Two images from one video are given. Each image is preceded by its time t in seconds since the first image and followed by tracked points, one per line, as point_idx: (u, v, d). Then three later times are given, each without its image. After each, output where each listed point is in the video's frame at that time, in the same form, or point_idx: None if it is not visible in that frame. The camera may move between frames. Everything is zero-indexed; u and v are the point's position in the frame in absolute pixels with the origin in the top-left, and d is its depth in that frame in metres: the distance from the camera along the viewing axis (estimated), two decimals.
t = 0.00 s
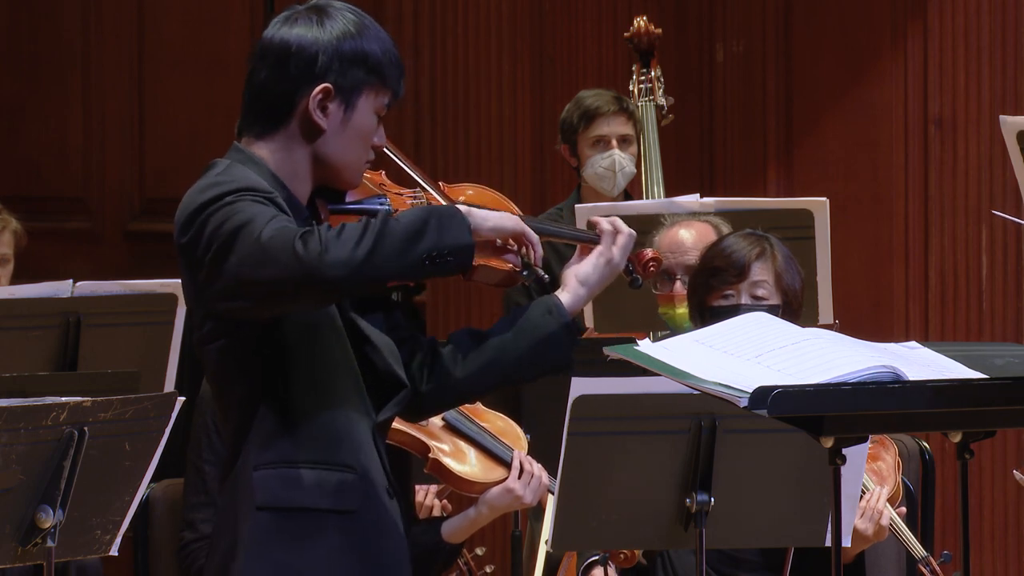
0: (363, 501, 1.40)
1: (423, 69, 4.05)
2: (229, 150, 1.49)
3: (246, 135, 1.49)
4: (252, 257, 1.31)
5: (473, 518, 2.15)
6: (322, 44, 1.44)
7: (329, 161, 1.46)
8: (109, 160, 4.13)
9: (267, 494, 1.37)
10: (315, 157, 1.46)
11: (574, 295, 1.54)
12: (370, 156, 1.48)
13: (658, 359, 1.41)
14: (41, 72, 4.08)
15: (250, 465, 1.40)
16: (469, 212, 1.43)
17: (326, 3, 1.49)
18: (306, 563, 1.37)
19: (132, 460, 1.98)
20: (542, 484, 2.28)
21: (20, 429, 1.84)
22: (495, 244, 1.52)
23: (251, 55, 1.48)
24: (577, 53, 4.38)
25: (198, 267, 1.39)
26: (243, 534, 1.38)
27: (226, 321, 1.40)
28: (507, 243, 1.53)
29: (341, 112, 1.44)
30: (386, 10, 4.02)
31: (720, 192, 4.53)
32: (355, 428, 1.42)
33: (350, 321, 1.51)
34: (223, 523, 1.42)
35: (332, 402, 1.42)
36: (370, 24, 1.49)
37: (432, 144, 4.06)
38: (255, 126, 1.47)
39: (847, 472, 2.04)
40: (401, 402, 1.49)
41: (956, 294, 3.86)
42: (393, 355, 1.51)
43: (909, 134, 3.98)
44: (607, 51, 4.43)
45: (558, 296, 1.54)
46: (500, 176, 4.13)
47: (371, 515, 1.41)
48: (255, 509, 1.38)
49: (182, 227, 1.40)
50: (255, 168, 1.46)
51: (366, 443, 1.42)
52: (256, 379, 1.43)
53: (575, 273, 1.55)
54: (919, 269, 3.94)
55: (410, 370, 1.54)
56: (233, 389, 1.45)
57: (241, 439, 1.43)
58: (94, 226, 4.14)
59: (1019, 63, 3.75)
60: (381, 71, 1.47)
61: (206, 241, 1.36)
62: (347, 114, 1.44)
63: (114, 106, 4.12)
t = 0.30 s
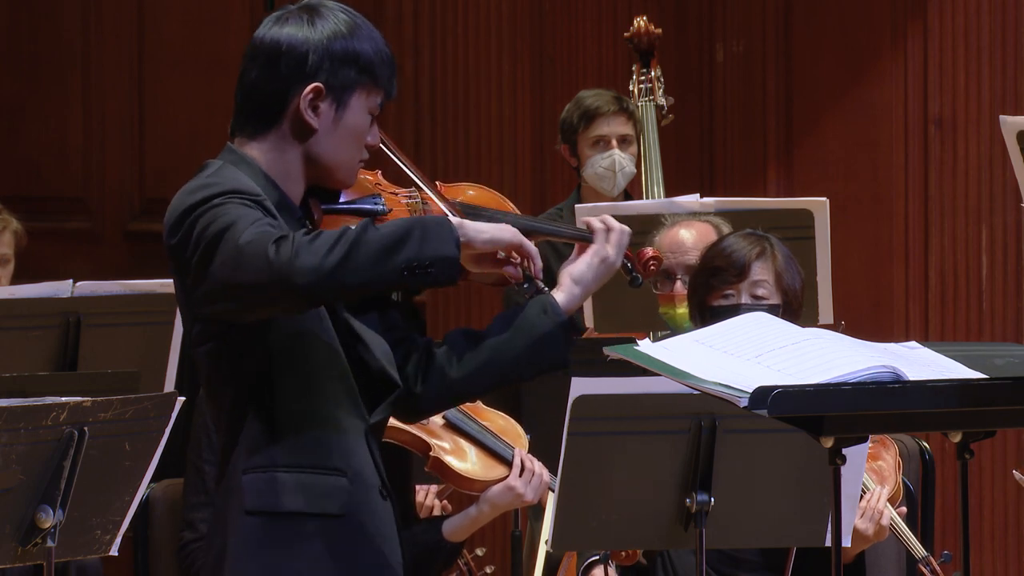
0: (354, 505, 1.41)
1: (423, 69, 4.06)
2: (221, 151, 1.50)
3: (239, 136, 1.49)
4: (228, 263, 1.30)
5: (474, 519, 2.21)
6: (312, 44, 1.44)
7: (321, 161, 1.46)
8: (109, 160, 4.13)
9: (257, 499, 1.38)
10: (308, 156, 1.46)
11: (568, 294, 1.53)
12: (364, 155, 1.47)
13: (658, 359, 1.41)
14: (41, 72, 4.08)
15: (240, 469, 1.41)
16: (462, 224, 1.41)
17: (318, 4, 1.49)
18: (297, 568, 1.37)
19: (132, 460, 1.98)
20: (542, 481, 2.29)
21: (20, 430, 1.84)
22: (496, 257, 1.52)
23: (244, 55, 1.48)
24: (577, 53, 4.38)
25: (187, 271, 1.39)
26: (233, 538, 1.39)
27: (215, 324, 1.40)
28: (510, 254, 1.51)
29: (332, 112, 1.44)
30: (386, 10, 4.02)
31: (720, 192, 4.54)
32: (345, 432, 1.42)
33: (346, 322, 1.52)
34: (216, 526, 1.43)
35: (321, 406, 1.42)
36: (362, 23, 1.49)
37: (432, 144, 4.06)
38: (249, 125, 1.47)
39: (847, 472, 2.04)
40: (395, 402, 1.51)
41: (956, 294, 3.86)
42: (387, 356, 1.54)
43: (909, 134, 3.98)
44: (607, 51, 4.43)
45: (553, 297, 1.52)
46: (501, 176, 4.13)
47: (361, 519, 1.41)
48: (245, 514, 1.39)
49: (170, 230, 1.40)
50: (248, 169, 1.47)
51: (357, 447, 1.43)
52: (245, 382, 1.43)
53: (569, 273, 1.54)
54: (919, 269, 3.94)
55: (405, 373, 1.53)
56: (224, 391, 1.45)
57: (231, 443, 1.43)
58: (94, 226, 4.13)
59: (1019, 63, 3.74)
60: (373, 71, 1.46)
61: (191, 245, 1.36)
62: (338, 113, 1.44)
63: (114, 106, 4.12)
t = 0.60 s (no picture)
0: (343, 508, 1.41)
1: (423, 69, 4.06)
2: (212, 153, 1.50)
3: (229, 136, 1.50)
4: (209, 271, 1.29)
5: (473, 518, 2.17)
6: (300, 43, 1.44)
7: (311, 160, 1.46)
8: (109, 160, 4.13)
9: (245, 503, 1.38)
10: (297, 156, 1.47)
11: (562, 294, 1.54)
12: (355, 154, 1.47)
13: (657, 359, 1.41)
14: (41, 71, 4.08)
15: (228, 473, 1.40)
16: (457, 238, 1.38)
17: (307, 3, 1.50)
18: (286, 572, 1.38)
19: (132, 460, 1.98)
20: (543, 480, 2.30)
21: (20, 430, 1.84)
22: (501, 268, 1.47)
23: (233, 55, 1.48)
24: (577, 53, 4.38)
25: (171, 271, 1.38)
26: (221, 542, 1.40)
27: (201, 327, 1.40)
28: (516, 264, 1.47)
29: (321, 111, 1.44)
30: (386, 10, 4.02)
31: (720, 192, 4.54)
32: (335, 436, 1.42)
33: (337, 322, 1.50)
34: (206, 529, 1.43)
35: (310, 410, 1.41)
36: (352, 23, 1.49)
37: (432, 144, 4.06)
38: (241, 125, 1.47)
39: (847, 472, 2.04)
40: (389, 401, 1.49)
41: (956, 294, 3.86)
42: (378, 355, 1.52)
43: (910, 134, 3.98)
44: (607, 51, 4.43)
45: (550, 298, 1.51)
46: (501, 176, 4.13)
47: (351, 522, 1.41)
48: (233, 518, 1.39)
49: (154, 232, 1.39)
50: (239, 170, 1.47)
51: (347, 449, 1.43)
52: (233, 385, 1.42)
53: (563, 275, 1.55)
54: (919, 270, 3.94)
55: (399, 372, 1.53)
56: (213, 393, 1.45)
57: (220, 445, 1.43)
58: (94, 226, 4.14)
59: (1019, 63, 3.75)
60: (362, 70, 1.46)
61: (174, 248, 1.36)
62: (327, 112, 1.44)
63: (114, 106, 4.12)
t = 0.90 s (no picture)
0: (335, 512, 1.41)
1: (423, 69, 4.06)
2: (204, 154, 1.51)
3: (219, 138, 1.51)
4: (196, 282, 1.24)
5: (474, 519, 2.22)
6: (287, 43, 1.44)
7: (301, 160, 1.46)
8: (109, 160, 4.13)
9: (235, 509, 1.39)
10: (286, 156, 1.47)
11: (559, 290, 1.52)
12: (345, 154, 1.47)
13: (658, 359, 1.41)
14: (41, 71, 4.07)
15: (220, 477, 1.41)
16: (453, 280, 1.23)
17: (296, 3, 1.50)
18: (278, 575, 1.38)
19: (132, 460, 1.98)
20: (543, 480, 2.29)
21: (20, 429, 1.84)
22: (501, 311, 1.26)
23: (222, 55, 1.49)
24: (576, 52, 4.38)
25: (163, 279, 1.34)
26: (214, 547, 1.40)
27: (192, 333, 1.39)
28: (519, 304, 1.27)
29: (309, 111, 1.44)
30: (386, 10, 4.03)
31: (720, 192, 4.54)
32: (326, 439, 1.41)
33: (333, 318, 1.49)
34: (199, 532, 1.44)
35: (301, 415, 1.40)
36: (341, 23, 1.49)
37: (432, 144, 4.06)
38: (231, 126, 1.48)
39: (847, 472, 2.03)
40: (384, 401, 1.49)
41: (956, 294, 3.86)
42: (372, 356, 1.52)
43: (910, 134, 3.98)
44: (607, 51, 4.43)
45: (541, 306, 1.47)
46: (501, 176, 4.14)
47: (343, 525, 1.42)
48: (224, 523, 1.40)
49: (147, 235, 1.36)
50: (229, 171, 1.48)
51: (340, 452, 1.42)
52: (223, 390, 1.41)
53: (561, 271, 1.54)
54: (919, 270, 3.94)
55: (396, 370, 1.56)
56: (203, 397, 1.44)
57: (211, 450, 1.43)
58: (94, 226, 4.13)
59: (1019, 63, 3.75)
60: (350, 70, 1.47)
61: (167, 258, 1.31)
62: (315, 113, 1.44)
63: (114, 106, 4.12)
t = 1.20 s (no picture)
0: (328, 520, 1.47)
1: (423, 69, 4.06)
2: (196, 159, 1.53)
3: (212, 140, 1.54)
4: (187, 322, 1.31)
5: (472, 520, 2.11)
6: (277, 43, 1.48)
7: (294, 159, 1.50)
8: (108, 160, 4.13)
9: (230, 520, 1.43)
10: (279, 155, 1.51)
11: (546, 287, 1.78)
12: (339, 151, 1.52)
13: (658, 359, 1.42)
14: (41, 72, 4.07)
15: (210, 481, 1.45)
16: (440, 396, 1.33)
17: (287, 2, 1.53)
18: None
19: (132, 460, 1.98)
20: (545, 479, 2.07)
21: (20, 429, 1.84)
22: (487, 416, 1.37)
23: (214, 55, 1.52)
24: (576, 53, 4.38)
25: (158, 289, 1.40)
26: (205, 554, 1.45)
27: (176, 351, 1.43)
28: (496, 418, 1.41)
29: (301, 110, 1.48)
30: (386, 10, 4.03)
31: (720, 192, 4.54)
32: (319, 450, 1.48)
33: (327, 324, 1.55)
34: (192, 542, 1.49)
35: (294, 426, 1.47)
36: (332, 22, 1.53)
37: (432, 144, 4.06)
38: (222, 126, 1.51)
39: (847, 472, 2.03)
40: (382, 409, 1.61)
41: (956, 294, 3.86)
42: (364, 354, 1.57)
43: (909, 134, 3.98)
44: (607, 51, 4.43)
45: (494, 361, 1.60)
46: (500, 176, 4.14)
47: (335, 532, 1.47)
48: (219, 534, 1.45)
49: (142, 246, 1.41)
50: (223, 174, 1.51)
51: (330, 463, 1.49)
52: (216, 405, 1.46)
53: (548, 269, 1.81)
54: (919, 270, 3.94)
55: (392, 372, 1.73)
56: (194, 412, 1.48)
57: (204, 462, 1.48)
58: (94, 226, 4.13)
59: (1019, 63, 3.75)
60: (340, 68, 1.50)
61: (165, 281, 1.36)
62: (307, 111, 1.48)
63: (114, 106, 4.12)
